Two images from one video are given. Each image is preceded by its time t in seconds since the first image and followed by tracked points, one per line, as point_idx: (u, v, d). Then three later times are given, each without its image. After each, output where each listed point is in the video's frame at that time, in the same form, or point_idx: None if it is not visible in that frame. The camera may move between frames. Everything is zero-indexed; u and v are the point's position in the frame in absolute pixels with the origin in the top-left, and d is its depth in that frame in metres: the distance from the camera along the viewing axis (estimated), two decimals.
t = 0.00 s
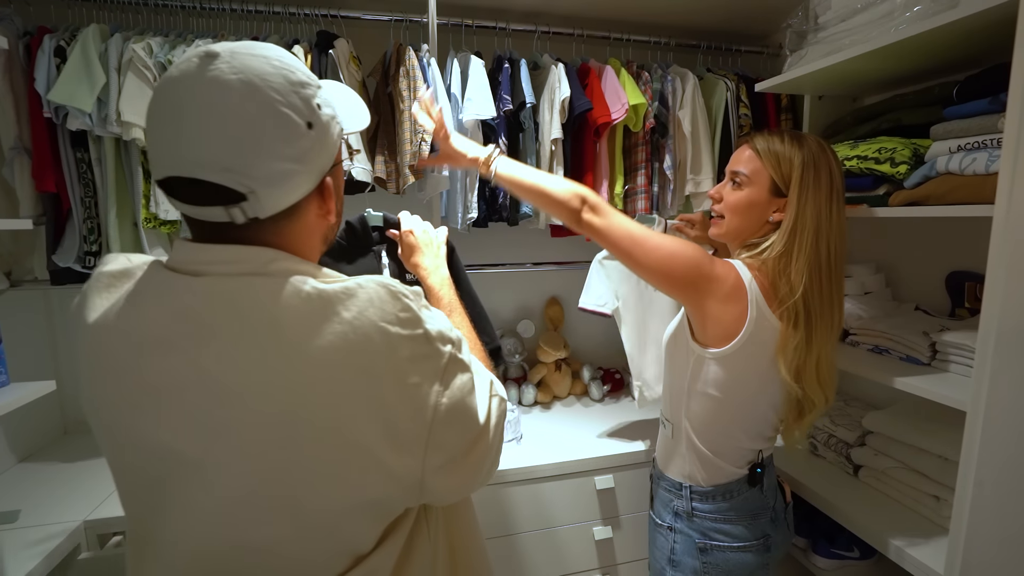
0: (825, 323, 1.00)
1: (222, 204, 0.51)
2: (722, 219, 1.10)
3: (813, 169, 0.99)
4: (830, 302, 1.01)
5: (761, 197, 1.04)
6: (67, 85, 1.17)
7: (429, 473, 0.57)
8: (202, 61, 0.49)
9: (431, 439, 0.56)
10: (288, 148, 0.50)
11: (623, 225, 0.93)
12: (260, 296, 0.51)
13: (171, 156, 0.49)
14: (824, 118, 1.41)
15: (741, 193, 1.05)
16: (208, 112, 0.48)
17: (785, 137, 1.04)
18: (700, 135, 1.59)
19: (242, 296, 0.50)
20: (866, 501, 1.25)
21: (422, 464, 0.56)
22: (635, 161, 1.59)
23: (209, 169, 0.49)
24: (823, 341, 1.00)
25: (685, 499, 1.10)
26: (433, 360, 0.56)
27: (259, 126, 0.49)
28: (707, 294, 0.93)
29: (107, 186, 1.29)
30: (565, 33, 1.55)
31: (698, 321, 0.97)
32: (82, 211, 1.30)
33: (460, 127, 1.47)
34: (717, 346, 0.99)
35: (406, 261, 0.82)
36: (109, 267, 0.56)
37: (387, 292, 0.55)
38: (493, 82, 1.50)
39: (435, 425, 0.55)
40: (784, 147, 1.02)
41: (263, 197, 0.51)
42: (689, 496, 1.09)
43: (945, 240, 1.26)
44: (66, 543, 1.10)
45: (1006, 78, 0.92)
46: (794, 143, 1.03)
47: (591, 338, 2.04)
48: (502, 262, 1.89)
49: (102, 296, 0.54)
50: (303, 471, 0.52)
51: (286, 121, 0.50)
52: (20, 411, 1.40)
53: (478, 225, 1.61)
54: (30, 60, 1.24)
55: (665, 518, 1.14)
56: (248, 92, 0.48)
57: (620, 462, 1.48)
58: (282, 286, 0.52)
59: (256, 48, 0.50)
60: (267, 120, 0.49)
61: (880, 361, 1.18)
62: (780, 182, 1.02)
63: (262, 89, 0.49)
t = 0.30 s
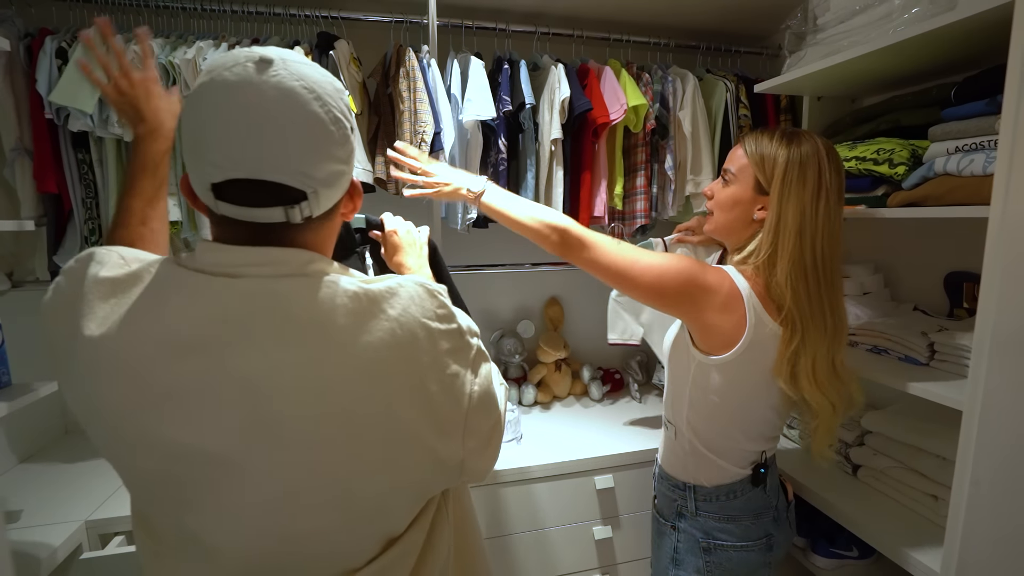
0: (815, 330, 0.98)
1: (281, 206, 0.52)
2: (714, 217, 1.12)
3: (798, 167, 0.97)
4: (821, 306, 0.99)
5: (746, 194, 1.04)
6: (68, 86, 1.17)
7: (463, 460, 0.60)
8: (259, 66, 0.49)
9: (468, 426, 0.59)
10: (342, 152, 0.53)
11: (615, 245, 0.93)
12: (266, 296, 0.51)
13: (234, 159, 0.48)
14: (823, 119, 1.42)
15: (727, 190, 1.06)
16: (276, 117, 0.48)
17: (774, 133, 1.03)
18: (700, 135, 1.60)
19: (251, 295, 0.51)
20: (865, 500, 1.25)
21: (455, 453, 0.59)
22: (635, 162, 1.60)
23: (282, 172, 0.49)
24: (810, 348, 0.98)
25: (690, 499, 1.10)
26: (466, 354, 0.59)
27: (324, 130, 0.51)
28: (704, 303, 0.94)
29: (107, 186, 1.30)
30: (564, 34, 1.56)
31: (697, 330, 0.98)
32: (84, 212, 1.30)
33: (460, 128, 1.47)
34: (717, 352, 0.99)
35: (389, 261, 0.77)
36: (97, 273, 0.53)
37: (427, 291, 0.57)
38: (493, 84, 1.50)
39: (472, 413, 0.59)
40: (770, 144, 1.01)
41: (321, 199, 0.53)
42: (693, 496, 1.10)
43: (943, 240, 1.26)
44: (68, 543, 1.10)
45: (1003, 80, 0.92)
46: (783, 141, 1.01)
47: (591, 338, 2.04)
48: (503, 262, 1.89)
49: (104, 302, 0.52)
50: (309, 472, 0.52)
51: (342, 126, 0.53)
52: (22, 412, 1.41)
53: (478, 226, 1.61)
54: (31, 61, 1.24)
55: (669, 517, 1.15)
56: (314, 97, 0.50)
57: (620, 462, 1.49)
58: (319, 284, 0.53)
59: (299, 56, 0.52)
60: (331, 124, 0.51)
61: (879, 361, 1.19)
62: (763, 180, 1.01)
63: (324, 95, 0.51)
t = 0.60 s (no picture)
0: (778, 339, 0.96)
1: (248, 196, 0.51)
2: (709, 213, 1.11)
3: (779, 167, 0.93)
4: (794, 317, 0.96)
5: (732, 192, 1.04)
6: (71, 87, 1.17)
7: (473, 453, 0.61)
8: (237, 59, 0.50)
9: (477, 418, 0.61)
10: (314, 147, 0.51)
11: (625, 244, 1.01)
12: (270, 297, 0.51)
13: (207, 146, 0.49)
14: (823, 119, 1.42)
15: (718, 187, 1.07)
16: (241, 106, 0.48)
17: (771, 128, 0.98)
18: (700, 135, 1.60)
19: (256, 296, 0.51)
20: (865, 500, 1.26)
21: (467, 446, 0.61)
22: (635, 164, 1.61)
23: (247, 161, 0.49)
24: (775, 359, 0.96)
25: (687, 499, 1.10)
26: (470, 348, 0.61)
27: (293, 121, 0.49)
28: (688, 307, 0.94)
29: (110, 187, 1.30)
30: (564, 35, 1.56)
31: (683, 331, 0.99)
32: (85, 212, 1.31)
33: (460, 128, 1.47)
34: (702, 357, 0.99)
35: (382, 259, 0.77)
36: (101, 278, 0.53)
37: (432, 289, 0.59)
38: (493, 84, 1.50)
39: (479, 405, 0.61)
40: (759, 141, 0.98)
41: (288, 191, 0.52)
42: (691, 496, 1.10)
43: (943, 240, 1.27)
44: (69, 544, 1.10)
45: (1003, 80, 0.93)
46: (774, 139, 0.96)
47: (591, 338, 2.05)
48: (503, 262, 1.89)
49: (103, 302, 0.52)
50: (314, 471, 0.52)
51: (317, 120, 0.51)
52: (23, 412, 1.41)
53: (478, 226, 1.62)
54: (33, 62, 1.24)
55: (667, 517, 1.15)
56: (282, 87, 0.49)
57: (621, 462, 1.49)
58: (322, 284, 0.54)
59: (288, 50, 0.52)
60: (302, 115, 0.50)
61: (879, 361, 1.19)
62: (746, 179, 0.99)
63: (296, 86, 0.50)
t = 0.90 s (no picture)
0: (743, 347, 0.94)
1: (193, 188, 0.53)
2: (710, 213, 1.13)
3: (765, 171, 0.93)
4: (767, 327, 0.93)
5: (727, 194, 1.05)
6: (73, 88, 1.17)
7: (455, 463, 0.58)
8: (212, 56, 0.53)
9: (456, 429, 0.57)
10: (248, 144, 0.50)
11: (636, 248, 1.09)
12: (274, 297, 0.51)
13: (172, 139, 0.53)
14: (823, 120, 1.43)
15: (717, 188, 1.08)
16: (192, 100, 0.51)
17: (772, 131, 0.98)
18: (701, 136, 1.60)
19: (260, 296, 0.51)
20: (865, 499, 1.26)
21: (447, 457, 0.58)
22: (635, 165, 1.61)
23: (185, 152, 0.52)
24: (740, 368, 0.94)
25: (671, 492, 1.13)
26: (452, 356, 0.57)
27: (228, 116, 0.50)
28: (670, 301, 0.98)
29: (112, 187, 1.30)
30: (566, 35, 1.57)
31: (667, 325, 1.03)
32: (88, 212, 1.31)
33: (462, 129, 1.48)
34: (682, 353, 1.01)
35: (393, 252, 0.77)
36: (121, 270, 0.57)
37: (408, 291, 0.56)
38: (494, 85, 1.51)
39: (458, 418, 0.57)
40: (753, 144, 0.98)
41: (220, 186, 0.52)
42: (675, 490, 1.12)
43: (944, 241, 1.27)
44: (72, 544, 1.10)
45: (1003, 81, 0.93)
46: (768, 141, 0.96)
47: (592, 338, 2.05)
48: (503, 262, 1.90)
49: (109, 297, 0.55)
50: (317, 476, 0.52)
51: (256, 115, 0.50)
52: (25, 412, 1.41)
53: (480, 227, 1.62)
54: (35, 63, 1.24)
55: (656, 509, 1.18)
56: (223, 81, 0.50)
57: (622, 461, 1.49)
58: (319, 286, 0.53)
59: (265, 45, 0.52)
60: (238, 110, 0.50)
61: (880, 361, 1.19)
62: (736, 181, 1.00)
63: (238, 78, 0.50)
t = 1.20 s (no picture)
0: (759, 346, 0.95)
1: (229, 219, 0.49)
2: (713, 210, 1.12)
3: (775, 171, 0.93)
4: (781, 328, 0.94)
5: (733, 192, 1.05)
6: (72, 87, 1.17)
7: (431, 483, 0.56)
8: (221, 72, 0.46)
9: (433, 445, 0.55)
10: (297, 171, 0.48)
11: (627, 259, 1.09)
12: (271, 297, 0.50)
13: (187, 170, 0.47)
14: (823, 120, 1.42)
15: (722, 185, 1.08)
16: (221, 128, 0.46)
17: (778, 130, 0.97)
18: (701, 135, 1.60)
19: (259, 297, 0.50)
20: (866, 499, 1.26)
21: (424, 474, 0.55)
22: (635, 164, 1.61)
23: (221, 188, 0.47)
24: (755, 369, 0.96)
25: (689, 496, 1.11)
26: (435, 368, 0.55)
27: (274, 144, 0.47)
28: (677, 307, 0.97)
29: (110, 186, 1.30)
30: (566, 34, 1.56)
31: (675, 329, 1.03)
32: (86, 212, 1.31)
33: (462, 128, 1.48)
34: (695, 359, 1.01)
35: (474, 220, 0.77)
36: (119, 267, 0.57)
37: (384, 298, 0.54)
38: (494, 83, 1.50)
39: (437, 435, 0.55)
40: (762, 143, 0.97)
41: (270, 214, 0.50)
42: (693, 493, 1.10)
43: (945, 240, 1.27)
44: (70, 544, 1.10)
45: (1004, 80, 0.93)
46: (776, 140, 0.96)
47: (592, 338, 2.05)
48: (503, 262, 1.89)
49: (110, 294, 0.55)
50: (311, 480, 0.51)
51: (301, 139, 0.48)
52: (23, 412, 1.41)
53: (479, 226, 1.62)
54: (34, 62, 1.24)
55: (670, 514, 1.16)
56: (260, 107, 0.46)
57: (622, 462, 1.49)
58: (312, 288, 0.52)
59: (278, 57, 0.48)
60: (284, 138, 0.47)
61: (881, 361, 1.19)
62: (744, 180, 0.99)
63: (278, 104, 0.47)
